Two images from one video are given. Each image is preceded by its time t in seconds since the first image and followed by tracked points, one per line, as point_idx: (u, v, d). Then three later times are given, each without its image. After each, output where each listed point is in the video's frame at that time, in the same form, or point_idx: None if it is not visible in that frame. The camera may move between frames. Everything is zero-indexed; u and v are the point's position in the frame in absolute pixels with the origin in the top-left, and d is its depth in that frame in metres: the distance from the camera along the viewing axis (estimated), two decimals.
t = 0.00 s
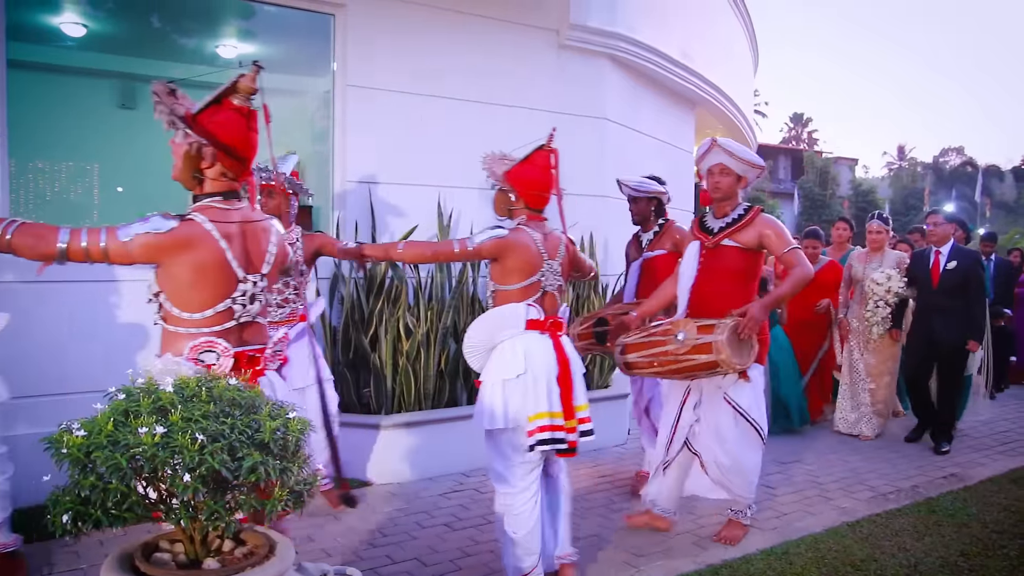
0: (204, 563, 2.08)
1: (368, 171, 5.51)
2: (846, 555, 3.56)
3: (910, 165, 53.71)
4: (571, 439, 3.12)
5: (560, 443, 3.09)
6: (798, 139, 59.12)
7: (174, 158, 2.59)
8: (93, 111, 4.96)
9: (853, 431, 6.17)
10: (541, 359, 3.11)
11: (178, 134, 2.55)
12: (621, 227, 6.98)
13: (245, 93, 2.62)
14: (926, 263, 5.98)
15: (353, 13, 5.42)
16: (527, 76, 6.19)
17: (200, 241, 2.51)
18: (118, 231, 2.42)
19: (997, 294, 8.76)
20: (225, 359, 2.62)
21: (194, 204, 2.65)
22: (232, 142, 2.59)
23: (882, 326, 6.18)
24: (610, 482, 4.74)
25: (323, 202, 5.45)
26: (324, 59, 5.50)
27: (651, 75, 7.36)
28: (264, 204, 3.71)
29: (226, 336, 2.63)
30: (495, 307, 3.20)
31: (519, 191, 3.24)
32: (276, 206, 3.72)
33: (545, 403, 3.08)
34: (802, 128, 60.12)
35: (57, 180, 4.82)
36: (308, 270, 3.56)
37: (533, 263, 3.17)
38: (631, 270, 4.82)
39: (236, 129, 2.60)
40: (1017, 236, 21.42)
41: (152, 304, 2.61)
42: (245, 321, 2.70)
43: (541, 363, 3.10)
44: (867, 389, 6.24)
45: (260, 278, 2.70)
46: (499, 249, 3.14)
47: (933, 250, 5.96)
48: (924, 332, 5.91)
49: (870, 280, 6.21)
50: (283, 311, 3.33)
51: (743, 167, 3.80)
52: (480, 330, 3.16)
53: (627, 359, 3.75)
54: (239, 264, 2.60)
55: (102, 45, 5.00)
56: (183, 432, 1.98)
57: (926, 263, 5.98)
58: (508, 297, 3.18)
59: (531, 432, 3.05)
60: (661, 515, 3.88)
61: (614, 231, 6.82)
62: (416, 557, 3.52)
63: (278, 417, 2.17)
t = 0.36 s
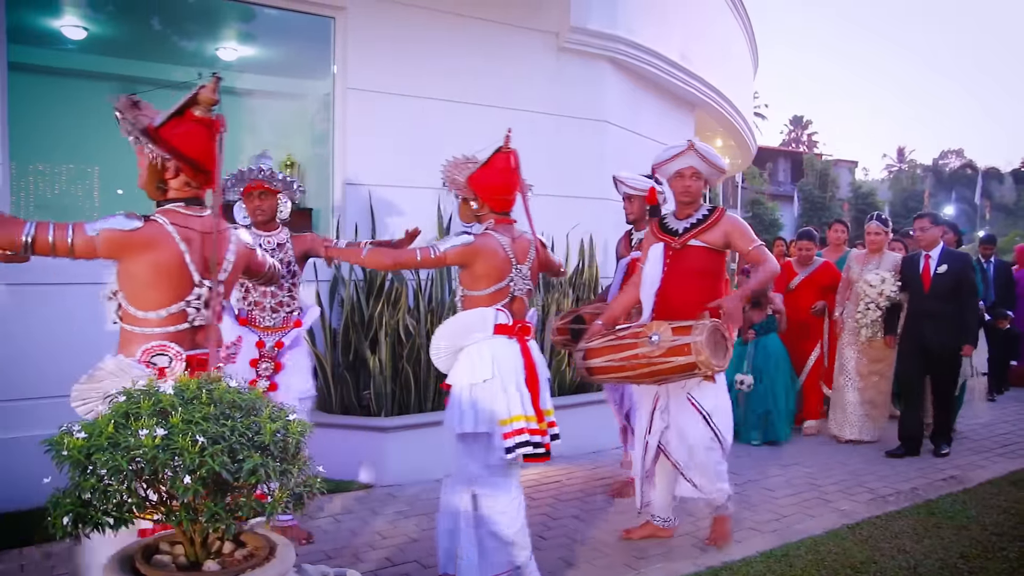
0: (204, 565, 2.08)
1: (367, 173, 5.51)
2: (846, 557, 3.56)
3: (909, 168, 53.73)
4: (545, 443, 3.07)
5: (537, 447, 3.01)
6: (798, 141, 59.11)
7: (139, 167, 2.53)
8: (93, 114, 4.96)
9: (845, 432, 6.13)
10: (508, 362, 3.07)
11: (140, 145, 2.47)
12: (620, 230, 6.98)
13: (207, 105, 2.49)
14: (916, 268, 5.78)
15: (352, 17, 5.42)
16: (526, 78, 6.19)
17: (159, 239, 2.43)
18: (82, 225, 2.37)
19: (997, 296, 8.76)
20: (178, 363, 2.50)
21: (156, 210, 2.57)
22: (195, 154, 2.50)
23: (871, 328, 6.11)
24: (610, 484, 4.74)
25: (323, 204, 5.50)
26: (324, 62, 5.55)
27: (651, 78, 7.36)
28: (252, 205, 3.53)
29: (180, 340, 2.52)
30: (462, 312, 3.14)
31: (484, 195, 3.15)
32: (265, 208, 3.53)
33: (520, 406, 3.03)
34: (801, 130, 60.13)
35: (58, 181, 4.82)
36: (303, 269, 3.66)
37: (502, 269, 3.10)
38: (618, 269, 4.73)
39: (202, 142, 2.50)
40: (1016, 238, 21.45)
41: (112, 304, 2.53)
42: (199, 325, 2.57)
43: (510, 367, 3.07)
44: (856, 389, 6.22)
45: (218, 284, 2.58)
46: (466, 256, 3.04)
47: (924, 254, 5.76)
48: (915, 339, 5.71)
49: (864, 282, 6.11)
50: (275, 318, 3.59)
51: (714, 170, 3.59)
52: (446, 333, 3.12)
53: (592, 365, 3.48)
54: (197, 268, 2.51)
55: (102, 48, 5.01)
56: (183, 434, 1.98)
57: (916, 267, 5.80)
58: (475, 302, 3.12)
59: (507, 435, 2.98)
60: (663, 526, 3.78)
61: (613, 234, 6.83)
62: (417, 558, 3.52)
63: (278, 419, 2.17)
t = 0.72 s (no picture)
0: (207, 565, 2.09)
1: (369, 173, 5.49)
2: (848, 559, 3.56)
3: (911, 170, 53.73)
4: (508, 437, 3.11)
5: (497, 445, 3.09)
6: (800, 143, 59.21)
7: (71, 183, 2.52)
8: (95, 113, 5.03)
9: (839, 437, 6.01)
10: (486, 361, 3.09)
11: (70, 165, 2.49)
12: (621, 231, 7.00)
13: (134, 115, 2.52)
14: (906, 268, 5.71)
15: (356, 19, 5.38)
16: (528, 79, 6.20)
17: (94, 256, 2.45)
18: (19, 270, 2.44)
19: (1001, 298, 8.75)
20: (141, 372, 2.52)
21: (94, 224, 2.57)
22: (126, 164, 2.51)
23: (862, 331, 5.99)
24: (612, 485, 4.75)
25: (325, 206, 5.52)
26: (327, 64, 5.51)
27: (653, 79, 7.37)
28: (234, 218, 3.38)
29: (138, 348, 2.52)
30: (439, 313, 3.14)
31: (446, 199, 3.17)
32: (251, 219, 3.41)
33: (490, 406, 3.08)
34: (803, 131, 60.10)
35: (59, 183, 4.79)
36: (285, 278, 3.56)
37: (473, 268, 3.10)
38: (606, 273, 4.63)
39: (130, 153, 2.52)
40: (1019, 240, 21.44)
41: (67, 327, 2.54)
42: (155, 330, 2.58)
43: (489, 364, 3.10)
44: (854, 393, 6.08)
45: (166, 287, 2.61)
46: (437, 259, 3.06)
47: (913, 252, 5.72)
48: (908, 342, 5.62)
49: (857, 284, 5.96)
50: (263, 331, 3.52)
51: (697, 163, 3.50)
52: (426, 334, 3.15)
53: (569, 366, 3.43)
54: (141, 275, 2.52)
55: (104, 48, 5.09)
56: (187, 434, 1.99)
57: (907, 267, 5.72)
58: (452, 303, 3.12)
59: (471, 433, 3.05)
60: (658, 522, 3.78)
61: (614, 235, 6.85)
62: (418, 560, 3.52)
63: (282, 419, 2.17)
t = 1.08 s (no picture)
0: (211, 566, 2.09)
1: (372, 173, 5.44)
2: (850, 561, 3.55)
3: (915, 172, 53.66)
4: (472, 446, 3.04)
5: (458, 452, 2.99)
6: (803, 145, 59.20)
7: None
8: (101, 115, 5.16)
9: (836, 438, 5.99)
10: (432, 362, 2.99)
11: None
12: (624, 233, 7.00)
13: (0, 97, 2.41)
14: (905, 270, 5.48)
15: (360, 21, 5.37)
16: (531, 81, 6.20)
17: None
18: None
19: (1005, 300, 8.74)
20: (37, 362, 2.46)
21: None
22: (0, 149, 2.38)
23: (871, 336, 5.81)
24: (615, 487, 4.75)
25: (329, 208, 5.48)
26: (330, 65, 5.49)
27: (657, 81, 7.38)
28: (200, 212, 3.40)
29: (36, 338, 2.50)
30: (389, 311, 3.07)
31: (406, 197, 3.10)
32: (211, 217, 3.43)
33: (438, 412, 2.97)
34: (806, 133, 59.98)
35: (63, 183, 4.86)
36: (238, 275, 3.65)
37: (423, 267, 3.03)
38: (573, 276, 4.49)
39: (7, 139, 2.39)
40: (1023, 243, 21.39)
41: None
42: (56, 320, 2.54)
43: (433, 367, 2.98)
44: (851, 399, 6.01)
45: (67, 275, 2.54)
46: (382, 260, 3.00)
47: (912, 255, 5.47)
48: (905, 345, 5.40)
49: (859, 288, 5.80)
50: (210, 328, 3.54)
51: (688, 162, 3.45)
52: (371, 338, 3.04)
53: (556, 367, 3.37)
54: (32, 264, 2.47)
55: (109, 51, 5.19)
56: (191, 435, 1.99)
57: (905, 268, 5.49)
58: (398, 304, 3.05)
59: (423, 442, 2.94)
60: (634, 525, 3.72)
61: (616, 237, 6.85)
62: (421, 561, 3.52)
63: (286, 420, 2.18)
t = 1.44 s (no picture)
0: (213, 567, 2.09)
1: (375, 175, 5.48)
2: (852, 563, 3.55)
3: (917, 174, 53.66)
4: (411, 456, 3.01)
5: (400, 463, 2.95)
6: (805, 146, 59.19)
7: None
8: (103, 118, 5.03)
9: (831, 448, 5.72)
10: (400, 369, 3.00)
11: None
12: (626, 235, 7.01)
13: None
14: (904, 273, 5.45)
15: (361, 24, 5.41)
16: (533, 83, 6.21)
17: None
18: None
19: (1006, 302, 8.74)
20: None
21: None
22: None
23: (867, 339, 5.65)
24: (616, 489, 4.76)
25: (332, 211, 5.61)
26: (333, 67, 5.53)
27: (658, 83, 7.39)
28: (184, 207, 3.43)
29: None
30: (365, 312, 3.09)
31: (387, 189, 3.10)
32: (195, 210, 3.46)
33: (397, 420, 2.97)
34: (808, 135, 59.98)
35: (65, 185, 4.86)
36: (234, 274, 3.65)
37: (403, 270, 3.03)
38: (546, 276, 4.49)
39: None
40: None
41: None
42: (17, 329, 2.55)
43: (399, 377, 2.99)
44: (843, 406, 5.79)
45: (31, 283, 2.54)
46: (361, 257, 3.01)
47: (913, 257, 5.43)
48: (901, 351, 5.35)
49: (854, 290, 5.71)
50: (207, 326, 3.58)
51: (650, 165, 3.35)
52: (344, 338, 3.08)
53: (540, 377, 3.35)
54: None
55: (111, 53, 5.10)
56: (193, 436, 2.00)
57: (905, 272, 5.46)
58: (375, 305, 3.06)
59: (378, 449, 2.94)
60: (586, 552, 3.46)
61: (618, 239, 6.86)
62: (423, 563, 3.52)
63: (288, 422, 2.18)
